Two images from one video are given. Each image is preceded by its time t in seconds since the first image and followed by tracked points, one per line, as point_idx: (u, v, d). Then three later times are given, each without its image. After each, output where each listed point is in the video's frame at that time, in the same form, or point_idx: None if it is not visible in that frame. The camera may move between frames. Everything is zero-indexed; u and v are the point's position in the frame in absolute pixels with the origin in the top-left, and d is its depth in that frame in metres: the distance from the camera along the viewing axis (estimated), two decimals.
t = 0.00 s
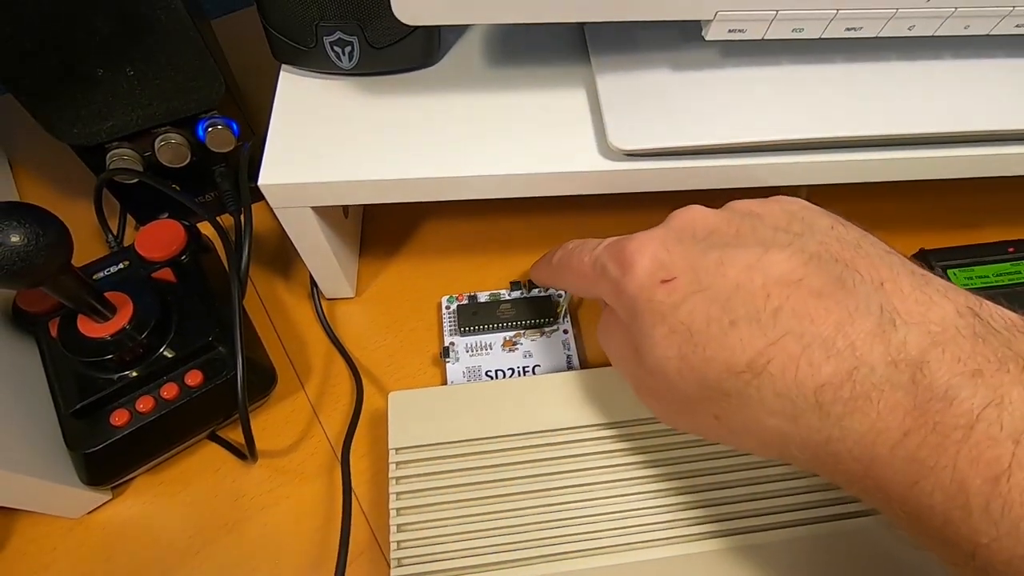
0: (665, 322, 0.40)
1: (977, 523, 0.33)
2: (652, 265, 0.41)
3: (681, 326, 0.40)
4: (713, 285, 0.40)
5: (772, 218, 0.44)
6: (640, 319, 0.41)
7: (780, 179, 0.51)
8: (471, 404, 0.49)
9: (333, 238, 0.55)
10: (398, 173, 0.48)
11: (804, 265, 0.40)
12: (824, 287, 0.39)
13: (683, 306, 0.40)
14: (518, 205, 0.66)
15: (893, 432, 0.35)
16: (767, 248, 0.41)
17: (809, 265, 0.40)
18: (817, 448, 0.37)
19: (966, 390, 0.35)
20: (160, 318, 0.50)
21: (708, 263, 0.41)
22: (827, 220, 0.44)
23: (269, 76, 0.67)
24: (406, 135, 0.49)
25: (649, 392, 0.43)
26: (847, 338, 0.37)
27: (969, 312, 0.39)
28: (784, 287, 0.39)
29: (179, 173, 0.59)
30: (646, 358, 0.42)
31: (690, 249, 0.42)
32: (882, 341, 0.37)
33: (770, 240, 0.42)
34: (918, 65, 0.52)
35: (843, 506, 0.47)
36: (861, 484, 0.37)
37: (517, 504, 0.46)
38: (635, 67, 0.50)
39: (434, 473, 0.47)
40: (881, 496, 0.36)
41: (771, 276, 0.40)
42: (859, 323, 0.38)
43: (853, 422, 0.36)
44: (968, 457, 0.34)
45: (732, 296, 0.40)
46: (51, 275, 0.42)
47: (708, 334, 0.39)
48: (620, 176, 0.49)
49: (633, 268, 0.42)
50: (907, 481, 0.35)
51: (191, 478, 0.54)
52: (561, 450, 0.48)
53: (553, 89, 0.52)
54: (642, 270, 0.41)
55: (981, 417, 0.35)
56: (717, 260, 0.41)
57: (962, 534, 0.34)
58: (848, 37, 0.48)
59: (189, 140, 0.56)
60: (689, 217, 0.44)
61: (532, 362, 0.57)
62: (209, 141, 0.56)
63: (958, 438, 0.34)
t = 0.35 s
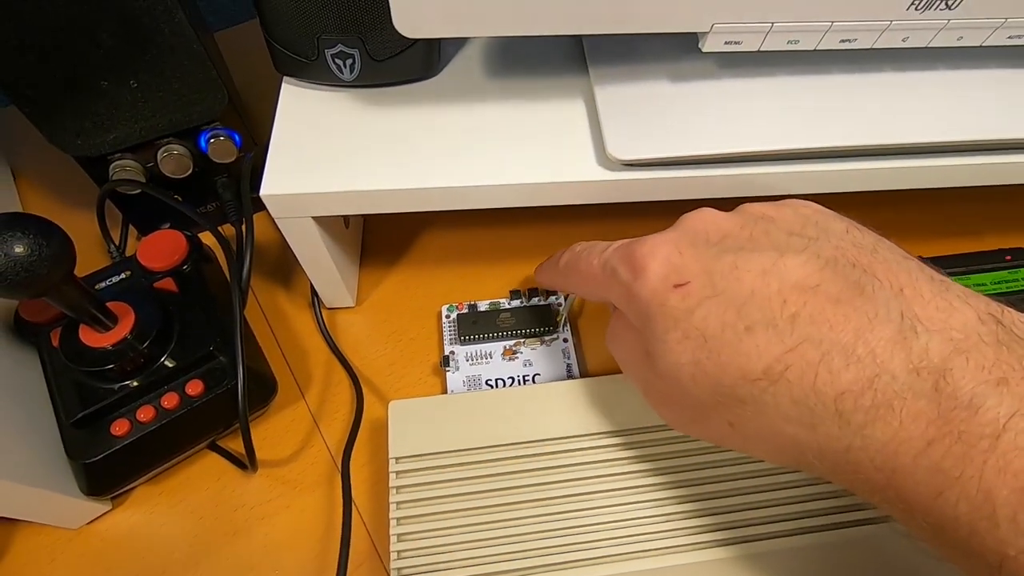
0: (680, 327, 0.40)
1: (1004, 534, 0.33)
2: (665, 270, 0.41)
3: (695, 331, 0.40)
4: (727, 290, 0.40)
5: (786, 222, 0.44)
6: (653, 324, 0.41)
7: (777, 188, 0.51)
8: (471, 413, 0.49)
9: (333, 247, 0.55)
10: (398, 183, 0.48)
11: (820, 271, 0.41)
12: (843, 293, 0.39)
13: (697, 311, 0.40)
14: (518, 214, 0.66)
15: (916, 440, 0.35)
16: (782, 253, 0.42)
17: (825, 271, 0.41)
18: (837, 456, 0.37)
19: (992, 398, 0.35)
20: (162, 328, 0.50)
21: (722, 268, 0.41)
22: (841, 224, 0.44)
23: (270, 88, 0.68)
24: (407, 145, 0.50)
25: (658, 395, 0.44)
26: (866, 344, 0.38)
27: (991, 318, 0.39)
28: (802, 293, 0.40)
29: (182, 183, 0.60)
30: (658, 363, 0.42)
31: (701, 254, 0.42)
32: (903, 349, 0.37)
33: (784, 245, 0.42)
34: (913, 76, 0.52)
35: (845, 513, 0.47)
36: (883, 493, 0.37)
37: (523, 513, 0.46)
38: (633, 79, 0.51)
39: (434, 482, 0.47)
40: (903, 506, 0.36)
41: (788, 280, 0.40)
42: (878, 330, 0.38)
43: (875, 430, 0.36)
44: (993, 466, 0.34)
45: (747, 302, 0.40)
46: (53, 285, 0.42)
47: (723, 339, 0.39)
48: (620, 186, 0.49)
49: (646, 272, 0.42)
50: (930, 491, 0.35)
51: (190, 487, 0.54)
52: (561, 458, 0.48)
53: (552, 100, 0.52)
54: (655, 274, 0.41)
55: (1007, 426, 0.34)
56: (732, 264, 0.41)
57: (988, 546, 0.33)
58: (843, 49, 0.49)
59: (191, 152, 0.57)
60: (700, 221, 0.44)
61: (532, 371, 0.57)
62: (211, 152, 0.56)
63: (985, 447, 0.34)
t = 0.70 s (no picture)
0: (688, 335, 0.40)
1: (1017, 542, 0.34)
2: (673, 278, 0.42)
3: (704, 339, 0.40)
4: (737, 298, 0.40)
5: (793, 230, 0.44)
6: (661, 332, 0.41)
7: (773, 195, 0.52)
8: (472, 419, 0.50)
9: (334, 254, 0.56)
10: (398, 192, 0.49)
11: (829, 279, 0.40)
12: (852, 300, 0.39)
13: (705, 318, 0.40)
14: (518, 222, 0.67)
15: (927, 449, 0.36)
16: (790, 260, 0.42)
17: (835, 278, 0.40)
18: (848, 464, 0.38)
19: (1003, 406, 0.36)
20: (164, 335, 0.50)
21: (730, 276, 0.41)
22: (848, 232, 0.45)
23: (271, 98, 0.69)
24: (407, 153, 0.51)
25: (667, 403, 0.44)
26: (877, 352, 0.38)
27: (998, 326, 0.39)
28: (811, 301, 0.40)
29: (184, 192, 0.60)
30: (666, 371, 0.42)
31: (709, 261, 0.42)
32: (913, 357, 0.37)
33: (793, 253, 0.42)
34: (907, 84, 0.53)
35: (846, 518, 0.47)
36: (895, 501, 0.37)
37: (526, 518, 0.47)
38: (630, 87, 0.51)
39: (435, 489, 0.48)
40: (915, 514, 0.37)
41: (797, 288, 0.40)
42: (888, 338, 0.38)
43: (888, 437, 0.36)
44: (1004, 474, 0.35)
45: (757, 310, 0.40)
46: (57, 293, 0.42)
47: (731, 347, 0.39)
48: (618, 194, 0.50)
49: (653, 281, 0.42)
50: (943, 499, 0.35)
51: (191, 495, 0.54)
52: (561, 464, 0.48)
53: (549, 109, 0.53)
54: (663, 282, 0.42)
55: (1017, 434, 0.35)
56: (739, 272, 0.41)
57: (1000, 553, 0.34)
58: (837, 57, 0.49)
59: (194, 160, 0.57)
60: (708, 227, 0.44)
61: (532, 377, 0.58)
62: (213, 161, 0.57)
63: (996, 455, 0.35)
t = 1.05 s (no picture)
0: (636, 352, 0.41)
1: (939, 543, 0.33)
2: (620, 294, 0.42)
3: (652, 356, 0.40)
4: (680, 313, 0.41)
5: (735, 243, 0.45)
6: (613, 349, 0.42)
7: (767, 200, 0.52)
8: (466, 424, 0.50)
9: (330, 260, 0.56)
10: (393, 197, 0.49)
11: (766, 291, 0.41)
12: (787, 311, 0.40)
13: (652, 335, 0.41)
14: (513, 227, 0.67)
15: (856, 455, 0.36)
16: (730, 273, 0.42)
17: (770, 290, 0.41)
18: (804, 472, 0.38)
19: (924, 411, 0.35)
20: (160, 341, 0.50)
21: (674, 292, 0.41)
22: (788, 242, 0.45)
23: (269, 104, 0.69)
24: (402, 159, 0.51)
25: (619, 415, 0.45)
26: (809, 363, 0.38)
27: (924, 332, 0.39)
28: (748, 314, 0.40)
29: (181, 198, 0.60)
30: (619, 386, 0.43)
31: (655, 277, 0.42)
32: (842, 366, 0.37)
33: (733, 266, 0.43)
34: (898, 90, 0.53)
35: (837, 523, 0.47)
36: (830, 507, 0.37)
37: (518, 522, 0.47)
38: (624, 93, 0.52)
39: (429, 494, 0.48)
40: (850, 521, 0.37)
41: (735, 300, 0.40)
42: (819, 348, 0.38)
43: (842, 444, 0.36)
44: (928, 479, 0.34)
45: (700, 324, 0.40)
46: (52, 299, 0.42)
47: (676, 362, 0.40)
48: (611, 199, 0.50)
49: (602, 298, 0.42)
50: (872, 504, 0.35)
51: (185, 501, 0.54)
52: (554, 469, 0.48)
53: (546, 115, 0.53)
54: (610, 299, 0.42)
55: (938, 438, 0.35)
56: (682, 288, 0.41)
57: (925, 556, 0.34)
58: (830, 63, 0.50)
59: (190, 166, 0.57)
60: (655, 242, 0.44)
61: (528, 382, 0.58)
62: (210, 167, 0.57)
63: (917, 460, 0.34)
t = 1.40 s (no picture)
0: (660, 351, 0.41)
1: (973, 544, 0.33)
2: (645, 293, 0.42)
3: (677, 354, 0.40)
4: (705, 312, 0.41)
5: (760, 243, 0.46)
6: (636, 347, 0.42)
7: (767, 204, 0.52)
8: (468, 428, 0.50)
9: (332, 263, 0.56)
10: (396, 202, 0.49)
11: (795, 291, 0.41)
12: (816, 311, 0.40)
13: (675, 334, 0.41)
14: (515, 232, 0.67)
15: (888, 456, 0.35)
16: (757, 273, 0.42)
17: (798, 290, 0.41)
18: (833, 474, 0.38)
19: (957, 412, 0.36)
20: (163, 345, 0.50)
21: (699, 290, 0.42)
22: (813, 243, 0.46)
23: (271, 110, 0.70)
24: (405, 164, 0.51)
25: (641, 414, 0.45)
26: (840, 364, 0.38)
27: (955, 334, 0.39)
28: (776, 314, 0.40)
29: (184, 203, 0.60)
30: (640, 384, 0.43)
31: (680, 276, 0.43)
32: (874, 367, 0.37)
33: (759, 266, 0.43)
34: (896, 94, 0.54)
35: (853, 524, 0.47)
36: (860, 508, 0.37)
37: (549, 522, 0.47)
38: (626, 98, 0.52)
39: (431, 497, 0.48)
40: (881, 522, 0.36)
41: (762, 301, 0.41)
42: (848, 348, 0.38)
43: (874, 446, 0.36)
44: (962, 481, 0.34)
45: (725, 322, 0.40)
46: (57, 303, 0.42)
47: (702, 361, 0.40)
48: (612, 204, 0.50)
49: (625, 296, 0.43)
50: (903, 505, 0.35)
51: (187, 505, 0.54)
52: (556, 472, 0.48)
53: (548, 120, 0.53)
54: (634, 298, 0.42)
55: (973, 439, 0.35)
56: (709, 286, 0.42)
57: (962, 558, 0.34)
58: (828, 69, 0.50)
59: (193, 171, 0.57)
60: (677, 244, 0.45)
61: (529, 385, 0.58)
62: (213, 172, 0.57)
63: (952, 461, 0.34)
